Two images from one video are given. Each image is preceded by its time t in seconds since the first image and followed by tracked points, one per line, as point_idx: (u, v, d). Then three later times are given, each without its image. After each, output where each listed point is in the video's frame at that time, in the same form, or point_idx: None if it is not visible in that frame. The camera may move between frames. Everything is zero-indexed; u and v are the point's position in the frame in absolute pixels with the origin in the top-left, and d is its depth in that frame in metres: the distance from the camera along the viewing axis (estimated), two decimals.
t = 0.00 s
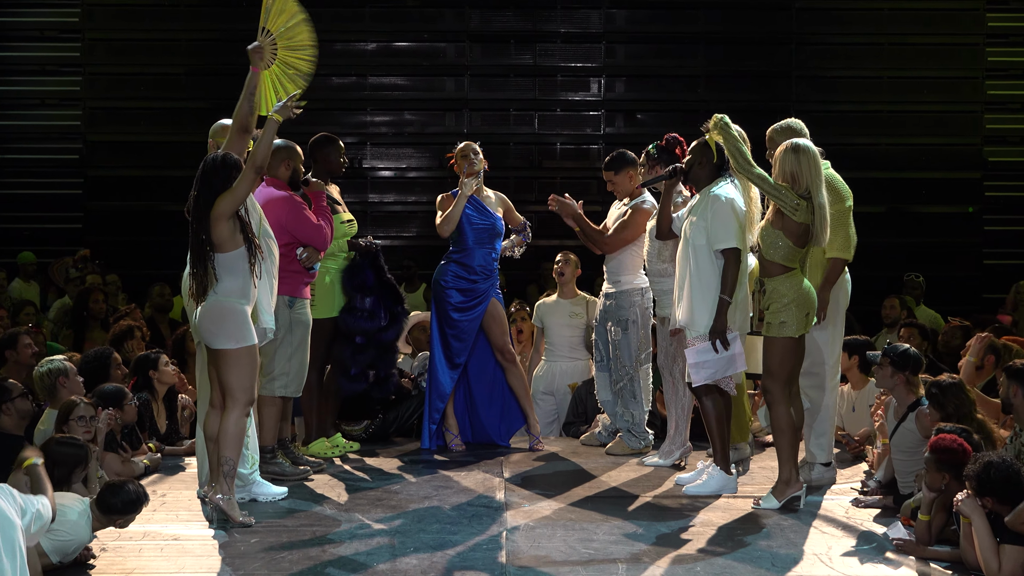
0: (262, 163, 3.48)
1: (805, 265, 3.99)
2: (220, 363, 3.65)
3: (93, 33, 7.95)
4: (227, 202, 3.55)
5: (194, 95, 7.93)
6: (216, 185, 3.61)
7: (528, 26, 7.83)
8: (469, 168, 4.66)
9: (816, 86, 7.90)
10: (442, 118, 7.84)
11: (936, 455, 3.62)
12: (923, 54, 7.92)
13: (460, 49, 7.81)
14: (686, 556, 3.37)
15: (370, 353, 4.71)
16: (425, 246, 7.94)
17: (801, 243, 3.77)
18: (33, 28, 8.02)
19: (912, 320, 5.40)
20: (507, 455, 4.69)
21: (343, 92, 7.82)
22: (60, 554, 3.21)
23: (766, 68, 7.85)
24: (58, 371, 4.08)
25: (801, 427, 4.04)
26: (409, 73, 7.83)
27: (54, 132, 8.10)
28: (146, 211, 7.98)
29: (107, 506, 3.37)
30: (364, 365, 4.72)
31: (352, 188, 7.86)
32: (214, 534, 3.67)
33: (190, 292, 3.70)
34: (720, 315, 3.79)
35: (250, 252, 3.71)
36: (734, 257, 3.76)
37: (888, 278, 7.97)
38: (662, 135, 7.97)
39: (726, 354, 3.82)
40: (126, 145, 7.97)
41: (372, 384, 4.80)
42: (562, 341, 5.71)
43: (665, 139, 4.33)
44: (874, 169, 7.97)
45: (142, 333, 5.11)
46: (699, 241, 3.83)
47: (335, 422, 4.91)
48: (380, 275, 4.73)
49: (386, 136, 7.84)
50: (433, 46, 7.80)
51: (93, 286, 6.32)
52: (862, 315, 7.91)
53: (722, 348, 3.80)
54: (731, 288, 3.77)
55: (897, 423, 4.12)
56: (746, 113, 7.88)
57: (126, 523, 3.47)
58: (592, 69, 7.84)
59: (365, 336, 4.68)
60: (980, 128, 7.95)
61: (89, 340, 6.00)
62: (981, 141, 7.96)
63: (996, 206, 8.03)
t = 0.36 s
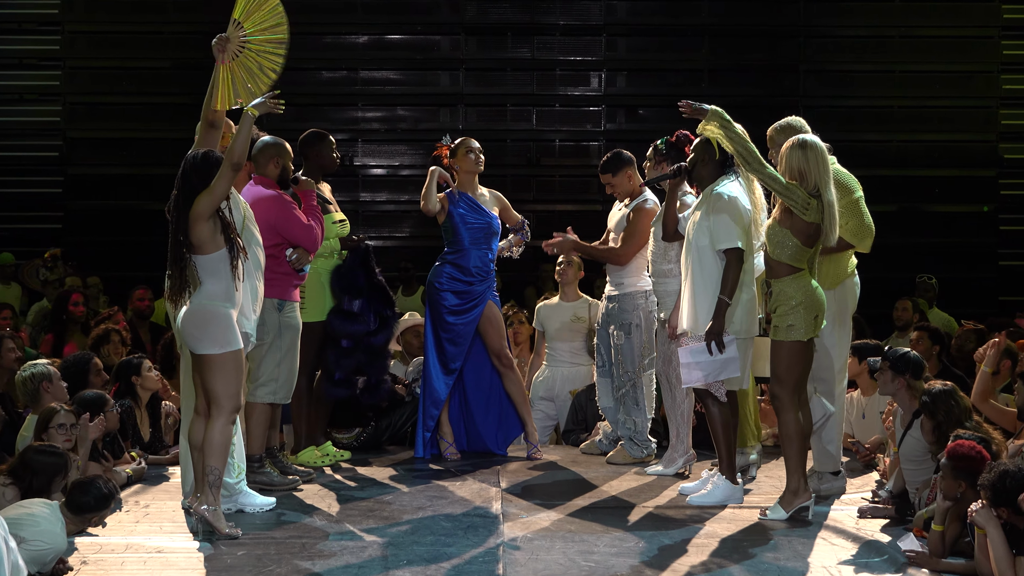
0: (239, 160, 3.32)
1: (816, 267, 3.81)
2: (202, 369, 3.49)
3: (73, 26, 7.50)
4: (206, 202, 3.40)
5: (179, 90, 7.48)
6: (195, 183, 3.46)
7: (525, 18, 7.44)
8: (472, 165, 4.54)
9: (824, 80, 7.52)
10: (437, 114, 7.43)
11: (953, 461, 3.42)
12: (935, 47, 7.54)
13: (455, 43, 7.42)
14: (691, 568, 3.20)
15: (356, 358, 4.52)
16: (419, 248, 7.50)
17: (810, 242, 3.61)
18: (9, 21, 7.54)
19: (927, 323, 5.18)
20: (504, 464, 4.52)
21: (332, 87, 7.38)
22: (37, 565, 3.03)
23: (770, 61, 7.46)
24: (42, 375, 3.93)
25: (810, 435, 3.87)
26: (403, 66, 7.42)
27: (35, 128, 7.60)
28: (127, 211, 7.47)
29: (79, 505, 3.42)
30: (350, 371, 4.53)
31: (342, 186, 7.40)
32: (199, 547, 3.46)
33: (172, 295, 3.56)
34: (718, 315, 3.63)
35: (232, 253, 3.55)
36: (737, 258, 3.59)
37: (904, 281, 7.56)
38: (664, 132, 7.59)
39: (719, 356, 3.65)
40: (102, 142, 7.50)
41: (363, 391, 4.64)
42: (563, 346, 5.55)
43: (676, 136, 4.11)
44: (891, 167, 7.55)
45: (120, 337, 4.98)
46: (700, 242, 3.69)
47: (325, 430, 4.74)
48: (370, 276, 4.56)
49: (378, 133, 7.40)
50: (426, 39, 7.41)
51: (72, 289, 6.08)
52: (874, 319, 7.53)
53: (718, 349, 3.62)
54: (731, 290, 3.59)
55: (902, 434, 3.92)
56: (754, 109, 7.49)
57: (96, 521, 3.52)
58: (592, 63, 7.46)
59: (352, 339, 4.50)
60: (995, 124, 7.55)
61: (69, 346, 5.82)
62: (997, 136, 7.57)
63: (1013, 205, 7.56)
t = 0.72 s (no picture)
0: (228, 162, 3.21)
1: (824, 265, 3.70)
2: (191, 371, 3.38)
3: (57, 17, 7.16)
4: (195, 200, 3.29)
5: (169, 84, 7.11)
6: (184, 180, 3.34)
7: (527, 9, 7.10)
8: (473, 164, 4.43)
9: (837, 73, 7.17)
10: (435, 108, 7.12)
11: (970, 465, 3.27)
12: (951, 39, 7.22)
13: (454, 35, 7.09)
14: None
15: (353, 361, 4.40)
16: (416, 247, 7.23)
17: (818, 241, 3.50)
18: None
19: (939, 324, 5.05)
20: (504, 469, 4.40)
21: (327, 81, 7.06)
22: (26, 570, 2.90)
23: (781, 55, 7.13)
24: (34, 376, 3.83)
25: (818, 441, 3.72)
26: (400, 59, 7.09)
27: (18, 124, 7.30)
28: (114, 209, 7.19)
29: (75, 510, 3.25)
30: (345, 372, 4.40)
31: (337, 183, 7.18)
32: (189, 554, 3.32)
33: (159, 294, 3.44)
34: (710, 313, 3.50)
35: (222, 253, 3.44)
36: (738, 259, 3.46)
37: (921, 279, 7.27)
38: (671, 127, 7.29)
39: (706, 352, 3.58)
40: (90, 137, 7.18)
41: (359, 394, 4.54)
42: (567, 347, 5.43)
43: (691, 128, 4.00)
44: (904, 163, 7.24)
45: (104, 338, 4.95)
46: (707, 241, 3.59)
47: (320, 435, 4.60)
48: (368, 276, 4.43)
49: (374, 128, 7.12)
50: (424, 31, 7.08)
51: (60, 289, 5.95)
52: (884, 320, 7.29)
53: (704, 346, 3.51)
54: (728, 288, 3.46)
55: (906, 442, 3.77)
56: (767, 103, 7.14)
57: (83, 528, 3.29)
58: (595, 56, 7.13)
59: (349, 340, 4.38)
60: (1011, 119, 7.23)
61: (58, 346, 5.76)
62: (1011, 132, 7.26)
63: None
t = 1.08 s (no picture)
0: (234, 170, 3.20)
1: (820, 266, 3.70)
2: (190, 372, 3.37)
3: (55, 17, 7.13)
4: (196, 203, 3.30)
5: (167, 85, 7.11)
6: (183, 182, 3.32)
7: (526, 9, 7.09)
8: (473, 163, 4.38)
9: (837, 74, 7.17)
10: (433, 109, 7.11)
11: (965, 468, 3.24)
12: (950, 40, 7.21)
13: (453, 35, 7.08)
14: None
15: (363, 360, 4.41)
16: (414, 248, 7.22)
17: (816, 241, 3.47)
18: None
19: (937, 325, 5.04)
20: (503, 471, 4.38)
21: (325, 81, 7.05)
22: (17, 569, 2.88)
23: (781, 55, 7.12)
24: (33, 378, 3.83)
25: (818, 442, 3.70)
26: (399, 60, 7.08)
27: (15, 125, 7.28)
28: (112, 209, 7.18)
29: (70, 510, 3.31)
30: (358, 372, 4.43)
31: (336, 184, 7.16)
32: (188, 556, 3.31)
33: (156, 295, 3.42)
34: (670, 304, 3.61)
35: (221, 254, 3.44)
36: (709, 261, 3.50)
37: (920, 278, 7.25)
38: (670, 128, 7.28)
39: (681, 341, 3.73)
40: (89, 137, 7.18)
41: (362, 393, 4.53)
42: (565, 349, 5.44)
43: (683, 129, 4.05)
44: (904, 163, 7.24)
45: (99, 340, 4.98)
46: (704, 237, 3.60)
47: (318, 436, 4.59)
48: (375, 276, 4.45)
49: (373, 129, 7.11)
50: (423, 31, 7.07)
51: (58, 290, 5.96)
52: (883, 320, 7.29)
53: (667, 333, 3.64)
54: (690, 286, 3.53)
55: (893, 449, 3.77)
56: (766, 103, 7.15)
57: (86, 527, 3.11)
58: (594, 56, 7.12)
59: (360, 340, 4.38)
60: (1013, 119, 7.24)
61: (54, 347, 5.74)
62: (1011, 133, 7.25)
63: None
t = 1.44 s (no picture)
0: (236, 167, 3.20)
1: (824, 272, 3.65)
2: (187, 379, 3.33)
3: (51, 20, 7.09)
4: (195, 206, 3.25)
5: (162, 89, 7.09)
6: (182, 186, 3.30)
7: (525, 14, 7.05)
8: (468, 167, 4.38)
9: (838, 78, 7.13)
10: (432, 113, 7.08)
11: (972, 476, 3.20)
12: (953, 44, 7.17)
13: (451, 40, 7.05)
14: None
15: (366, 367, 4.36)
16: (412, 254, 7.18)
17: (822, 248, 3.42)
18: None
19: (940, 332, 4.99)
20: (502, 480, 4.34)
21: (324, 86, 7.02)
22: None
23: (783, 59, 7.08)
24: (32, 388, 3.79)
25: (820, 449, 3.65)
26: (397, 65, 7.05)
27: (10, 129, 7.24)
28: (107, 215, 7.15)
29: (63, 537, 3.04)
30: (362, 381, 4.38)
31: (334, 191, 7.08)
32: (184, 566, 3.27)
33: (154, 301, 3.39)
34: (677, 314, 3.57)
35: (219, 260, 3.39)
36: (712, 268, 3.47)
37: (923, 284, 7.21)
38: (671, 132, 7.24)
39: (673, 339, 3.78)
40: (86, 142, 7.15)
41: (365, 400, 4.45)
42: (562, 355, 5.38)
43: (674, 137, 4.01)
44: (904, 168, 7.20)
45: (95, 346, 4.94)
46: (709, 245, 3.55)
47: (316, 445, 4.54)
48: (377, 283, 4.42)
49: (371, 133, 7.06)
50: (422, 36, 7.04)
51: (53, 298, 5.93)
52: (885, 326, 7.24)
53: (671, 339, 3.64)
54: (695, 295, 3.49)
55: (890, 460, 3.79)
56: (767, 108, 7.11)
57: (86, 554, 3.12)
58: (594, 61, 7.08)
59: (364, 348, 4.34)
60: (1017, 124, 7.20)
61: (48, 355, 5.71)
62: (1015, 138, 7.21)
63: None
